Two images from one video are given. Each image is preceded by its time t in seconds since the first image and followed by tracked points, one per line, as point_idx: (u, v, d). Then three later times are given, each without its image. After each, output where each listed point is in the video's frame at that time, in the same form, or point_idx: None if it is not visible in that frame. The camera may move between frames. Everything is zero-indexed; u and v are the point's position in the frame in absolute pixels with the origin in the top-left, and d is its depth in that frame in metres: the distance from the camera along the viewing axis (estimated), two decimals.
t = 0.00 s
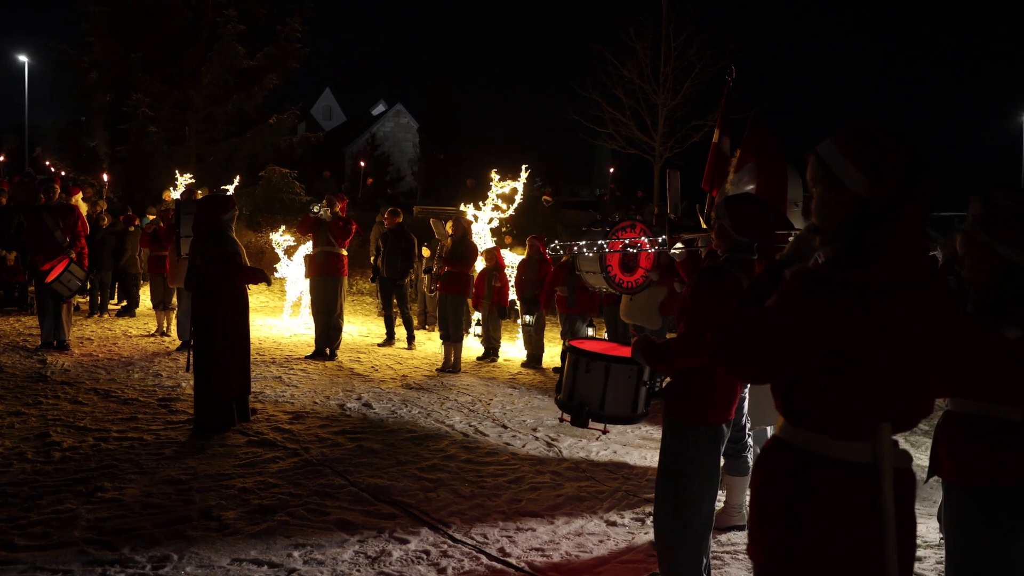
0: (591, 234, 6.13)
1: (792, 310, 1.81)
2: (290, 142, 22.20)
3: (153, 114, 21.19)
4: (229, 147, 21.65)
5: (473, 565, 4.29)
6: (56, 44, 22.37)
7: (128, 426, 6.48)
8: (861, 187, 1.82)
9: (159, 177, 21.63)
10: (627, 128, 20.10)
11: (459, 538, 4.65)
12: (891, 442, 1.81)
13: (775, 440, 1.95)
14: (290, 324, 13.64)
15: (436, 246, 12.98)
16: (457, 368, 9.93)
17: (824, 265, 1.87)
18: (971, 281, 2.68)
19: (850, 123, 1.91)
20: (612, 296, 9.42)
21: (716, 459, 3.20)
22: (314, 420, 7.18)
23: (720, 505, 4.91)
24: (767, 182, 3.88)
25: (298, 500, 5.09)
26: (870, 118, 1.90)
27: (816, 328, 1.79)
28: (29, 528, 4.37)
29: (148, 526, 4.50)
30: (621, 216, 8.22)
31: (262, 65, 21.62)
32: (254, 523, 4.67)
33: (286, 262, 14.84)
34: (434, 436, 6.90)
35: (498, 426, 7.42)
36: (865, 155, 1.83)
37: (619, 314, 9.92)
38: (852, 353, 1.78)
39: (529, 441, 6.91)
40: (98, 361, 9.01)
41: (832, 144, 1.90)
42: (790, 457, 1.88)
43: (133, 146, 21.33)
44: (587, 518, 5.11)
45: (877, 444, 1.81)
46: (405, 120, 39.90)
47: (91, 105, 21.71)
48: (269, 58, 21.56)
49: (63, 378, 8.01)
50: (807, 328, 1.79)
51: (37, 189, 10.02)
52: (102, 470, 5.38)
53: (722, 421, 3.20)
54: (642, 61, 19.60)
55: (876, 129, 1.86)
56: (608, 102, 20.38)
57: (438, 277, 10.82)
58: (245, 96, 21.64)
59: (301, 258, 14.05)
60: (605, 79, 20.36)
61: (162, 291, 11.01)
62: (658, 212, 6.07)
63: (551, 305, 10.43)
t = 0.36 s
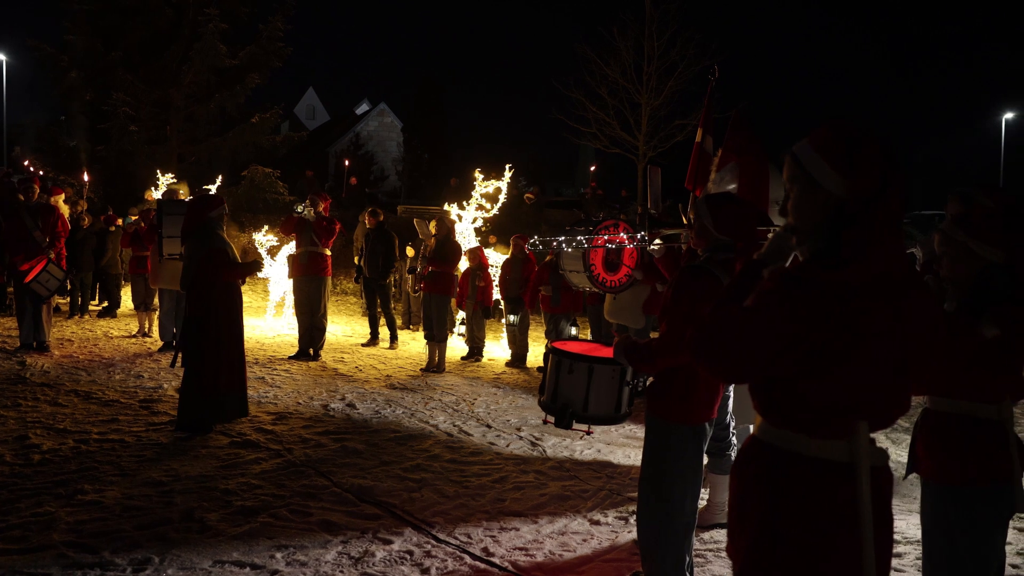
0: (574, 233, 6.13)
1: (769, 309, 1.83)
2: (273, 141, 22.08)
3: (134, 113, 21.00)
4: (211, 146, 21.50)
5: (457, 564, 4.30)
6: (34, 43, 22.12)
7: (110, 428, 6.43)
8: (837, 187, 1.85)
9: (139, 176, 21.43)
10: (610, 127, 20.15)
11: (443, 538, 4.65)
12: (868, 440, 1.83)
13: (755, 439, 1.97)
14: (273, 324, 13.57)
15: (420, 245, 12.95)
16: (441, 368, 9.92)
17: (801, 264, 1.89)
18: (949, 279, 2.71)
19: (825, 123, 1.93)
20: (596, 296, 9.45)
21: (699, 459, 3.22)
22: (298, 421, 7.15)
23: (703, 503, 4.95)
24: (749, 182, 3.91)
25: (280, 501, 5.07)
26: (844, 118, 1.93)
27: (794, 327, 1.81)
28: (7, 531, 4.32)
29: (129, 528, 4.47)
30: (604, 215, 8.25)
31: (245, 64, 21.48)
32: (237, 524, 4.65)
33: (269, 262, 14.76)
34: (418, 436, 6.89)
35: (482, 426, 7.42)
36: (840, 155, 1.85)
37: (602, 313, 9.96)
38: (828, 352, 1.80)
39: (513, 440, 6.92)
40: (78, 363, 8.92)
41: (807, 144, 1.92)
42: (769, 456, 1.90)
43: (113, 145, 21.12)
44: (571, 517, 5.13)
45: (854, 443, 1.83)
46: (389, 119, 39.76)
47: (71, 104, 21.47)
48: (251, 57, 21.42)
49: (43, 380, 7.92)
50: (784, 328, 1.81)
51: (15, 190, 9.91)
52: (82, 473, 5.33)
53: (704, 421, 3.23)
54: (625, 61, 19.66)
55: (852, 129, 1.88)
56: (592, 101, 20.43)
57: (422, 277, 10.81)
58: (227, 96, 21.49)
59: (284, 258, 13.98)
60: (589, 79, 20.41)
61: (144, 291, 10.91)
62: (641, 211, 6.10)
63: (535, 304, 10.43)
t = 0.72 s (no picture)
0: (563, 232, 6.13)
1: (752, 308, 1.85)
2: (261, 141, 21.98)
3: (120, 112, 20.87)
4: (198, 145, 21.37)
5: (447, 564, 4.30)
6: (19, 41, 21.92)
7: (97, 429, 6.39)
8: (819, 184, 1.86)
9: (126, 176, 21.30)
10: (599, 126, 20.18)
11: (432, 537, 4.65)
12: (851, 436, 1.85)
13: (739, 437, 1.99)
14: (262, 324, 13.53)
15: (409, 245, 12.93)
16: (431, 367, 9.92)
17: (785, 262, 1.91)
18: (935, 276, 2.73)
19: (808, 122, 1.95)
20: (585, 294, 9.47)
21: (688, 456, 3.24)
22: (287, 421, 7.14)
23: (692, 501, 4.97)
24: (736, 180, 3.94)
25: (269, 502, 5.05)
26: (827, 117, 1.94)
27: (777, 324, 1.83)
28: None
29: (117, 530, 4.45)
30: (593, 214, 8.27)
31: (232, 63, 21.37)
32: (225, 525, 4.64)
33: (258, 262, 14.71)
34: (407, 435, 6.89)
35: (472, 425, 7.43)
36: (822, 153, 1.87)
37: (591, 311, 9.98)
38: (810, 349, 1.81)
39: (503, 439, 6.93)
40: (65, 364, 8.87)
41: (790, 142, 1.94)
42: (753, 455, 1.92)
43: (100, 144, 20.98)
44: (561, 516, 5.14)
45: (837, 440, 1.85)
46: (378, 118, 39.70)
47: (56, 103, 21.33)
48: (238, 56, 21.33)
49: (29, 381, 7.87)
50: (766, 325, 1.82)
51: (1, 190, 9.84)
52: (69, 474, 5.31)
53: (692, 419, 3.24)
54: (613, 60, 19.69)
55: (834, 127, 1.90)
56: (580, 100, 20.44)
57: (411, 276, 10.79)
58: (215, 95, 21.39)
59: (273, 258, 13.94)
60: (577, 77, 20.43)
61: (131, 292, 10.85)
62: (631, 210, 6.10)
63: (525, 303, 10.44)
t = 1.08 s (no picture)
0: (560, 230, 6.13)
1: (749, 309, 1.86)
2: (258, 140, 21.96)
3: (118, 111, 20.85)
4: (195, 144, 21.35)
5: (446, 563, 4.31)
6: (16, 40, 21.89)
7: (95, 429, 6.39)
8: (816, 182, 1.87)
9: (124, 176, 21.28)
10: (596, 124, 20.18)
11: (431, 536, 4.66)
12: (849, 434, 1.86)
13: (737, 436, 1.99)
14: (260, 323, 13.53)
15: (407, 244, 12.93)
16: (430, 366, 9.93)
17: (783, 261, 1.92)
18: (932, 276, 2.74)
19: (803, 121, 1.95)
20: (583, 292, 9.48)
21: (687, 455, 3.24)
22: (285, 420, 7.14)
23: (691, 500, 4.97)
24: (734, 178, 3.94)
25: (268, 500, 5.06)
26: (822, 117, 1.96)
27: (775, 322, 1.83)
28: None
29: (115, 529, 4.45)
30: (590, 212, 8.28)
31: (229, 62, 21.36)
32: (224, 524, 4.64)
33: (256, 261, 14.71)
34: (406, 434, 6.90)
35: (470, 423, 7.44)
36: (819, 151, 1.88)
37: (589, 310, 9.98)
38: (806, 348, 1.82)
39: (502, 438, 6.94)
40: (63, 363, 8.87)
41: (787, 140, 1.95)
42: (751, 453, 1.92)
43: (97, 144, 20.95)
44: (560, 514, 5.15)
45: (834, 438, 1.86)
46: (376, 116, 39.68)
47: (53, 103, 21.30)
48: (235, 55, 21.30)
49: (27, 380, 7.87)
50: (764, 324, 1.83)
51: None
52: (68, 474, 5.31)
53: (691, 418, 3.25)
54: (610, 58, 19.69)
55: (830, 127, 1.91)
56: (578, 98, 20.45)
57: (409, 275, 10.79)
58: (212, 94, 21.37)
59: (270, 257, 13.93)
60: (574, 76, 20.43)
61: (129, 291, 10.84)
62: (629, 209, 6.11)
63: (523, 301, 10.44)
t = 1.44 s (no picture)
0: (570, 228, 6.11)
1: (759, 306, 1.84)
2: (270, 139, 22.05)
3: (130, 112, 20.98)
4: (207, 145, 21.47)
5: (458, 560, 4.31)
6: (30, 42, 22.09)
7: (109, 427, 6.43)
8: (826, 179, 1.85)
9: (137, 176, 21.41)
10: (607, 122, 20.14)
11: (443, 534, 4.67)
12: (861, 432, 1.84)
13: (748, 434, 1.98)
14: (272, 322, 13.60)
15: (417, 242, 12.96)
16: (441, 364, 9.95)
17: (793, 258, 1.90)
18: (945, 273, 2.71)
19: (813, 118, 1.94)
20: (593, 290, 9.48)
21: (698, 452, 3.23)
22: (297, 418, 7.18)
23: (703, 497, 4.95)
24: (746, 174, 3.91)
25: (280, 498, 5.08)
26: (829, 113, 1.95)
27: (783, 320, 1.82)
28: (8, 531, 4.32)
29: (129, 526, 4.48)
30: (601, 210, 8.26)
31: (240, 62, 21.46)
32: (237, 522, 4.66)
33: (268, 260, 14.77)
34: (417, 432, 6.91)
35: (481, 421, 7.44)
36: (829, 148, 1.86)
37: (600, 307, 9.97)
38: (817, 346, 1.81)
39: (513, 436, 6.94)
40: (78, 362, 8.92)
41: (797, 138, 1.93)
42: (761, 451, 1.91)
43: (110, 144, 21.09)
44: (572, 512, 5.14)
45: (847, 436, 1.84)
46: (387, 115, 39.83)
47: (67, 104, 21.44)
48: (246, 56, 21.40)
49: (42, 379, 7.93)
50: (773, 322, 1.82)
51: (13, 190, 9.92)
52: (82, 472, 5.34)
53: (701, 415, 3.24)
54: (621, 55, 19.64)
55: (840, 123, 1.90)
56: (588, 96, 20.42)
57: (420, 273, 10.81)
58: (223, 94, 21.49)
59: (282, 256, 13.99)
60: (585, 74, 20.42)
61: (141, 290, 10.90)
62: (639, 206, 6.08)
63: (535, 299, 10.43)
